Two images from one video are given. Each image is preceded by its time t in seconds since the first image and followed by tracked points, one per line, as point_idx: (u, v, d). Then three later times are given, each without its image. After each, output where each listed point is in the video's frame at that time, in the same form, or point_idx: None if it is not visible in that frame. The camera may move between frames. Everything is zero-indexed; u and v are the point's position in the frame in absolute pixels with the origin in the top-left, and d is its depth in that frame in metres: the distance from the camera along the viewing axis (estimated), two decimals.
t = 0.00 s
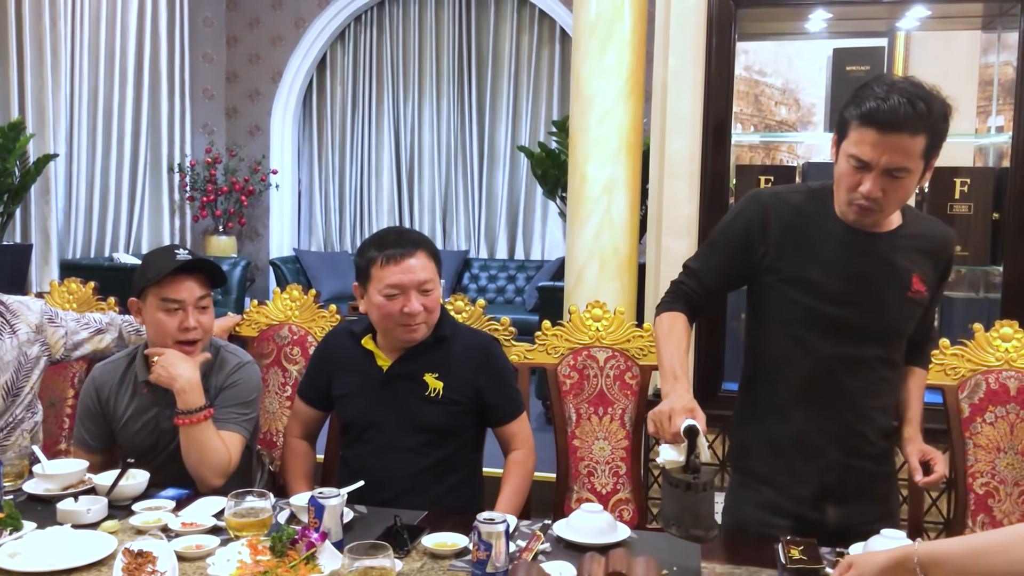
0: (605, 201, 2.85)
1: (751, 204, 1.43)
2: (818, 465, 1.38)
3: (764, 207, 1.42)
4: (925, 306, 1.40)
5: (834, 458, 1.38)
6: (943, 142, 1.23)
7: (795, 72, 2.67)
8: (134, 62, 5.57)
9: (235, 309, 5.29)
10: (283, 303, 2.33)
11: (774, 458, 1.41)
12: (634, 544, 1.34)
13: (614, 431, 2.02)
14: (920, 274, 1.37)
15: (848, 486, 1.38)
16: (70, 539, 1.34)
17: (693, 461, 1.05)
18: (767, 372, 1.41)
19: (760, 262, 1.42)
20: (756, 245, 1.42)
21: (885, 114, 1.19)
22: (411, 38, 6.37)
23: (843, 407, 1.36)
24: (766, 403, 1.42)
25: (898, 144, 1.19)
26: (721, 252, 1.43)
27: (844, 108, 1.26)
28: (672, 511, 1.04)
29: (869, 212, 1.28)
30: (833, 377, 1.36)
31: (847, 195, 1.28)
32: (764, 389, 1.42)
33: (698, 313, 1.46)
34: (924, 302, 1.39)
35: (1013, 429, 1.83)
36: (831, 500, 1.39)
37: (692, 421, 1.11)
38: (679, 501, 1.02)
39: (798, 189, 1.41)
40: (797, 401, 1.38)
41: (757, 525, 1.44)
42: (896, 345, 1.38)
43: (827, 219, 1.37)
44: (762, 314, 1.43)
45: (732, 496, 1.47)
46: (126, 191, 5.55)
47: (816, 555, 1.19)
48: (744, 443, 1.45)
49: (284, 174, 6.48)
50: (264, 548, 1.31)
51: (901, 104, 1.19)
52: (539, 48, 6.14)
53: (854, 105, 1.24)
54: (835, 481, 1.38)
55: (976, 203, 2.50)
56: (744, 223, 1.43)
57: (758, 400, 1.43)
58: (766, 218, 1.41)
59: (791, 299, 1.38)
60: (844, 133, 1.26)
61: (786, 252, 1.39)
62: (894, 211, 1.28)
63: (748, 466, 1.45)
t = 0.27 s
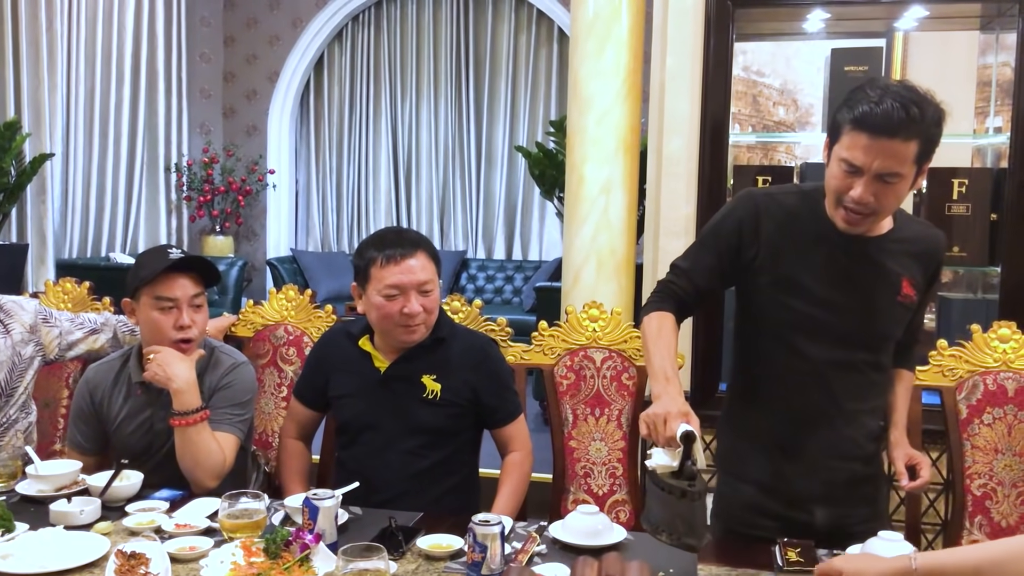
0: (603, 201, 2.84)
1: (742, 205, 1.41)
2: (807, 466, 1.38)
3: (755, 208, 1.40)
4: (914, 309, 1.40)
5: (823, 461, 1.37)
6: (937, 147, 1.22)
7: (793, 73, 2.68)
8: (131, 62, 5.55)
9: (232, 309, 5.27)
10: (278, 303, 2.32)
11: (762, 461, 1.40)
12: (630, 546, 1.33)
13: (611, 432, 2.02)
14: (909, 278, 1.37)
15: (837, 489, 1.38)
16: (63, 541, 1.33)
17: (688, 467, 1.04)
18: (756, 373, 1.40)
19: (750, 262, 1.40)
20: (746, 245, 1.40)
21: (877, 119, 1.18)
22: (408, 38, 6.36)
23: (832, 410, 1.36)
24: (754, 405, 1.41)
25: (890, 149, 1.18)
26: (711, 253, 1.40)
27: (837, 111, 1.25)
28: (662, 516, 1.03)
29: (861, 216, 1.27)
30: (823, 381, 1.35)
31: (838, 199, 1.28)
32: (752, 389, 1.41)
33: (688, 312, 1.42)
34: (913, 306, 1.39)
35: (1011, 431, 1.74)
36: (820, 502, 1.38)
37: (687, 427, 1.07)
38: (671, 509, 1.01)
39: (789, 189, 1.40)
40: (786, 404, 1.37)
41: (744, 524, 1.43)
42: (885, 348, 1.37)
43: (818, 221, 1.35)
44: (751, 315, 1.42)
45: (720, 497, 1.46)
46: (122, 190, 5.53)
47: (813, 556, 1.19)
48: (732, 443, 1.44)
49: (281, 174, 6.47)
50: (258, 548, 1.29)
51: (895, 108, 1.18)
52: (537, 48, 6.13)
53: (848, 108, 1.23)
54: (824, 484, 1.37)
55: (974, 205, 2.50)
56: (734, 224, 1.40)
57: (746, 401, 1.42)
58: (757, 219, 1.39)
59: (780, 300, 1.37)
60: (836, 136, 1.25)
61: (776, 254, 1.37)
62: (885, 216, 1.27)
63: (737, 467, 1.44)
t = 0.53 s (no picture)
0: (596, 199, 2.82)
1: (731, 204, 1.37)
2: (801, 468, 1.36)
3: (744, 207, 1.36)
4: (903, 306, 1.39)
5: (816, 462, 1.35)
6: (927, 144, 1.20)
7: (786, 71, 2.65)
8: (122, 59, 5.52)
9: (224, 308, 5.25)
10: (269, 302, 2.30)
11: (755, 462, 1.38)
12: (623, 547, 1.32)
13: (604, 431, 2.00)
14: (898, 276, 1.35)
15: (830, 489, 1.36)
16: (48, 542, 1.31)
17: (698, 483, 0.97)
18: (748, 376, 1.38)
19: (741, 265, 1.36)
20: (737, 247, 1.35)
21: (867, 118, 1.15)
22: (402, 36, 6.34)
23: (824, 411, 1.34)
24: (745, 406, 1.38)
25: (882, 149, 1.16)
26: (702, 255, 1.34)
27: (824, 108, 1.23)
28: (675, 536, 0.97)
29: (852, 216, 1.25)
30: (815, 382, 1.33)
31: (829, 199, 1.25)
32: (744, 392, 1.39)
33: (680, 320, 1.34)
34: (902, 302, 1.38)
35: (1006, 429, 1.71)
36: (813, 503, 1.37)
37: (694, 440, 0.98)
38: (680, 527, 0.95)
39: (778, 188, 1.37)
40: (778, 405, 1.35)
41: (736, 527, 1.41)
42: (876, 347, 1.36)
43: (808, 220, 1.32)
44: (743, 317, 1.38)
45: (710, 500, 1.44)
46: (114, 188, 5.50)
47: (808, 557, 1.18)
48: (724, 445, 1.42)
49: (274, 172, 6.44)
50: (246, 550, 1.25)
51: (885, 106, 1.16)
52: (531, 46, 6.12)
53: (836, 107, 1.20)
54: (817, 485, 1.36)
55: (969, 205, 2.47)
56: (724, 224, 1.36)
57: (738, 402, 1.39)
58: (747, 220, 1.35)
59: (773, 302, 1.34)
60: (825, 135, 1.22)
61: (767, 254, 1.34)
62: (876, 214, 1.25)
63: (728, 469, 1.41)
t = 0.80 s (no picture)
0: (582, 196, 2.81)
1: (716, 203, 1.34)
2: (789, 469, 1.34)
3: (729, 206, 1.33)
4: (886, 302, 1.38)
5: (804, 462, 1.34)
6: (917, 141, 1.18)
7: (772, 70, 2.64)
8: (103, 54, 5.45)
9: (206, 306, 5.20)
10: (251, 300, 2.26)
11: (741, 465, 1.36)
12: (609, 548, 1.30)
13: (589, 430, 1.98)
14: (882, 271, 1.35)
15: (817, 489, 1.35)
16: (21, 546, 1.28)
17: (697, 493, 0.98)
18: (734, 377, 1.36)
19: (726, 265, 1.33)
20: (722, 247, 1.32)
21: (857, 117, 1.13)
22: (386, 32, 6.29)
23: (811, 411, 1.32)
24: (732, 408, 1.36)
25: (872, 149, 1.14)
26: (686, 257, 1.31)
27: (812, 106, 1.21)
28: (674, 549, 0.98)
29: (841, 216, 1.23)
30: (803, 382, 1.31)
31: (818, 199, 1.23)
32: (730, 393, 1.37)
33: (666, 322, 1.31)
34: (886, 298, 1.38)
35: (991, 427, 1.70)
36: (800, 504, 1.35)
37: (694, 450, 0.99)
38: (681, 540, 0.96)
39: (762, 187, 1.34)
40: (766, 406, 1.33)
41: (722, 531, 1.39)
42: (861, 345, 1.35)
43: (794, 219, 1.31)
44: (728, 318, 1.35)
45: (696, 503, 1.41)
46: (95, 185, 5.43)
47: (794, 557, 1.18)
48: (709, 448, 1.39)
49: (257, 169, 6.38)
50: (224, 554, 1.22)
51: (875, 104, 1.13)
52: (516, 42, 6.09)
53: (824, 104, 1.17)
54: (804, 486, 1.34)
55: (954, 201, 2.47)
56: (709, 224, 1.33)
57: (724, 403, 1.37)
58: (732, 219, 1.33)
59: (760, 303, 1.32)
60: (813, 133, 1.20)
61: (753, 253, 1.32)
62: (865, 214, 1.23)
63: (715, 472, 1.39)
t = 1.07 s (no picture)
0: (544, 194, 2.77)
1: (683, 203, 1.30)
2: (756, 473, 1.32)
3: (697, 206, 1.30)
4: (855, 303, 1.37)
5: (772, 466, 1.31)
6: (890, 141, 1.16)
7: (732, 68, 2.62)
8: (51, 47, 5.28)
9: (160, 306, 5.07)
10: (203, 300, 2.18)
11: (708, 470, 1.33)
12: (573, 555, 1.26)
13: (553, 433, 1.94)
14: (852, 273, 1.33)
15: (784, 493, 1.33)
16: None
17: (660, 503, 0.97)
18: (702, 381, 1.32)
19: (695, 266, 1.30)
20: (690, 247, 1.29)
21: (830, 118, 1.10)
22: (344, 27, 6.19)
23: (780, 415, 1.30)
24: (698, 413, 1.33)
25: (844, 151, 1.11)
26: (652, 259, 1.26)
27: (784, 104, 1.18)
28: (636, 556, 1.00)
29: (811, 219, 1.21)
30: (771, 385, 1.29)
31: (787, 201, 1.21)
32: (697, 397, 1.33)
33: (630, 325, 1.25)
34: (854, 299, 1.36)
35: (955, 426, 1.70)
36: (767, 509, 1.33)
37: (658, 459, 0.96)
38: (648, 552, 0.97)
39: (731, 187, 1.31)
40: (734, 410, 1.30)
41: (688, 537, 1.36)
42: (829, 347, 1.33)
43: (763, 220, 1.28)
44: (695, 320, 1.32)
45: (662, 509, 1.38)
46: (43, 182, 5.27)
47: (762, 563, 1.15)
48: (675, 453, 1.36)
49: (212, 165, 6.24)
50: (170, 570, 1.17)
51: (849, 106, 1.11)
52: (477, 38, 6.03)
53: (796, 103, 1.14)
54: (771, 490, 1.32)
55: (915, 198, 2.46)
56: (675, 225, 1.29)
57: (690, 407, 1.34)
58: (701, 219, 1.29)
59: (728, 305, 1.28)
60: (784, 132, 1.17)
61: (721, 255, 1.28)
62: (835, 216, 1.21)
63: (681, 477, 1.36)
